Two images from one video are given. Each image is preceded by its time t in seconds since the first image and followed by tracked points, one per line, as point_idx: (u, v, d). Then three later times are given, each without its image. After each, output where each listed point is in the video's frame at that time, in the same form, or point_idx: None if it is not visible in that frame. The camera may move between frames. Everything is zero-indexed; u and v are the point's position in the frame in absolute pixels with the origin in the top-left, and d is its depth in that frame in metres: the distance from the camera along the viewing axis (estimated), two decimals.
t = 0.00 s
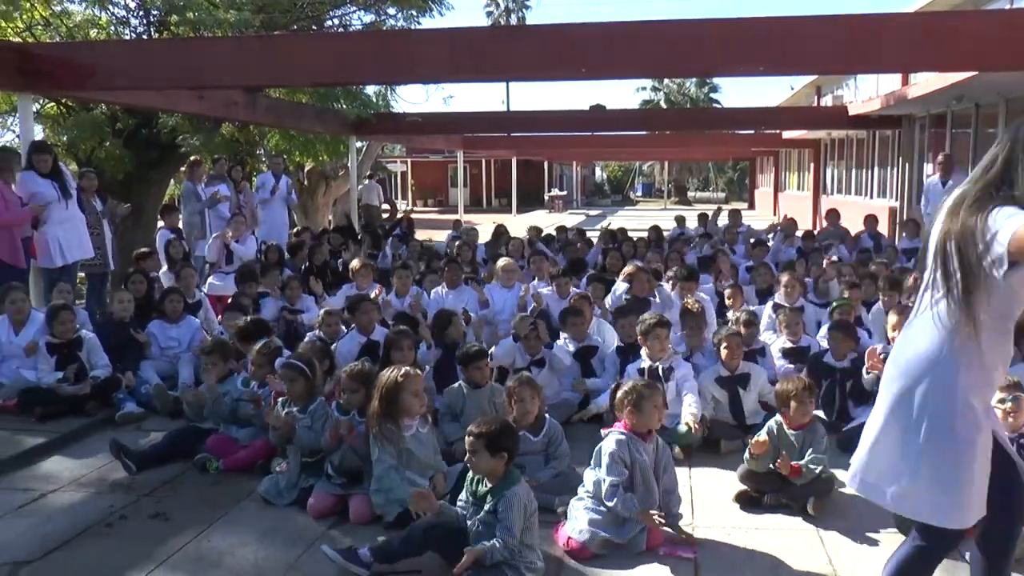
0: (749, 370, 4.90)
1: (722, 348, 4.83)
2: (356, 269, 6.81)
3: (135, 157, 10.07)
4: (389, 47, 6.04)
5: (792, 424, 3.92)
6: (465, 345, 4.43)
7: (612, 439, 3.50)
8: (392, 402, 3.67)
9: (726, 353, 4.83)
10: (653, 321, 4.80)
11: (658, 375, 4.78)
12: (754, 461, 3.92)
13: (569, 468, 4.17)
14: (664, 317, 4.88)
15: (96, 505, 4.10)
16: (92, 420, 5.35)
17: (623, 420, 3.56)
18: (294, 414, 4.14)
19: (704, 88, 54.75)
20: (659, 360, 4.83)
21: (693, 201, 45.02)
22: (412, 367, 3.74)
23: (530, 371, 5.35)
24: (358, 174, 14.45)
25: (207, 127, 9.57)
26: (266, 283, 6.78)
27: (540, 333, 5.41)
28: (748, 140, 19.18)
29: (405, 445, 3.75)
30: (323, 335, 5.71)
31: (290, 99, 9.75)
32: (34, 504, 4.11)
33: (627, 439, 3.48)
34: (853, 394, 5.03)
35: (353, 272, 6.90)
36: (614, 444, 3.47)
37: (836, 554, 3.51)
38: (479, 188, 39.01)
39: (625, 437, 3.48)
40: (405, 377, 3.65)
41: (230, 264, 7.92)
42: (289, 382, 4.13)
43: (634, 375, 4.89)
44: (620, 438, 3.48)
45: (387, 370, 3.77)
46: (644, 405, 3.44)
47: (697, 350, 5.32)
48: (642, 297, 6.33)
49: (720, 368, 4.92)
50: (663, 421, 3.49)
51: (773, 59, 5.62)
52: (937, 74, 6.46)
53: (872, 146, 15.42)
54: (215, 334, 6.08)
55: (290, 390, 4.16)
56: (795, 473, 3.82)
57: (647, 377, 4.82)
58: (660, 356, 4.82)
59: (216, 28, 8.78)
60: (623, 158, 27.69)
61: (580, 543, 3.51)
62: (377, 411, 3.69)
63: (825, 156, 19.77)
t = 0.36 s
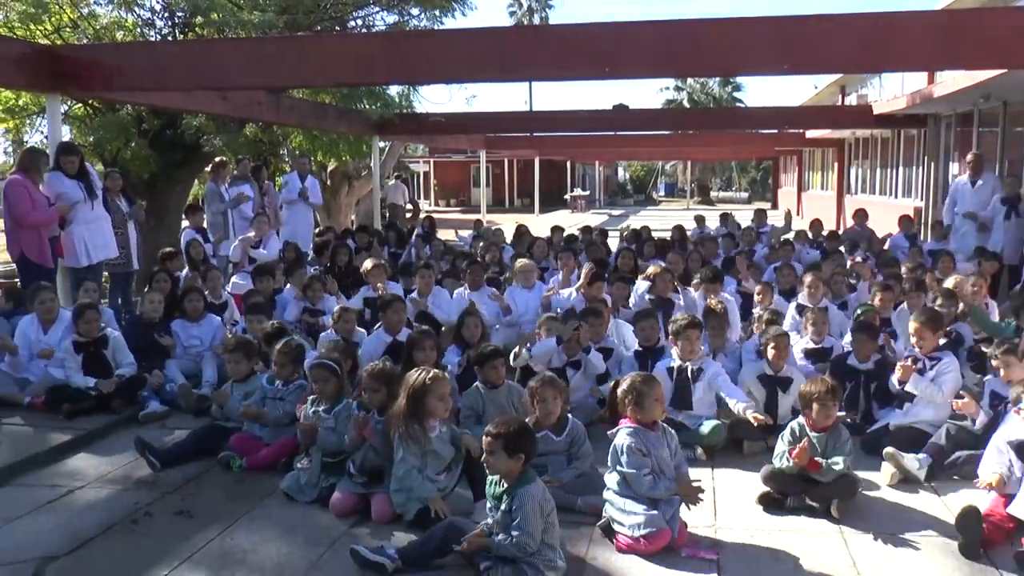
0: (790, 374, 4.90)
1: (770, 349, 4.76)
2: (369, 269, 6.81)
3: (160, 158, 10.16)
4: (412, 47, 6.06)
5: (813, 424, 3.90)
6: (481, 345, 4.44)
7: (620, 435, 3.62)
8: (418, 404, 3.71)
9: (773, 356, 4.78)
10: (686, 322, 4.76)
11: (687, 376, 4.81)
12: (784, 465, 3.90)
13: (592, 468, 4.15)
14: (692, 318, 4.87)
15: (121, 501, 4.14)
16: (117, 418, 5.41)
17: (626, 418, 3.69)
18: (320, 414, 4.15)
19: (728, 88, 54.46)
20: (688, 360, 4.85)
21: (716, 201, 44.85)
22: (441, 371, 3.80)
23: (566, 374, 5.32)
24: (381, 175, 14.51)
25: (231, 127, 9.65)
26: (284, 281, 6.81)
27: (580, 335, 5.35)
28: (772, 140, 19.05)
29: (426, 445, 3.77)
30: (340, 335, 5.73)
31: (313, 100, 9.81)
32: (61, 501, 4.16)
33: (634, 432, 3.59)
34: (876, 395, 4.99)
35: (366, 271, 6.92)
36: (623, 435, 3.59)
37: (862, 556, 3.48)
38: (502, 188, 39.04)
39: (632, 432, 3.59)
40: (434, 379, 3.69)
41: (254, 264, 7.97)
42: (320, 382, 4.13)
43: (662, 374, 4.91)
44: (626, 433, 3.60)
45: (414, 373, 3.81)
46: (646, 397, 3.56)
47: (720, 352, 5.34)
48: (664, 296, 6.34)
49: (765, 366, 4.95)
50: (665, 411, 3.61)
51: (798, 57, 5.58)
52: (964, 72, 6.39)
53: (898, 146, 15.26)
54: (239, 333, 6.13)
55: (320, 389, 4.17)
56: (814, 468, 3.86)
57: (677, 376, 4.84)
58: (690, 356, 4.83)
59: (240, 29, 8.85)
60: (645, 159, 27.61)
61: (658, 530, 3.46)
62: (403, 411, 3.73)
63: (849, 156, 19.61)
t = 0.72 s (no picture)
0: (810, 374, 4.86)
1: (789, 349, 4.76)
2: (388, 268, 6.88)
3: (177, 158, 10.23)
4: (427, 47, 6.07)
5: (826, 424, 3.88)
6: (501, 344, 4.44)
7: (628, 439, 3.59)
8: (435, 408, 3.69)
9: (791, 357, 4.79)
10: (721, 326, 4.76)
11: (721, 379, 4.84)
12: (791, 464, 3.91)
13: (606, 468, 4.15)
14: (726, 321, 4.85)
15: (137, 499, 4.18)
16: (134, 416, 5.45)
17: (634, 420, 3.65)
18: (335, 411, 4.18)
19: (744, 87, 54.25)
20: (723, 364, 4.85)
21: (732, 201, 44.72)
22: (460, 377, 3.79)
23: (579, 375, 5.27)
24: (395, 175, 14.54)
25: (247, 127, 9.70)
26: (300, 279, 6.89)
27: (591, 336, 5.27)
28: (788, 139, 18.96)
29: (439, 448, 3.79)
30: (354, 334, 5.74)
31: (329, 100, 9.85)
32: (78, 498, 4.20)
33: (641, 435, 3.56)
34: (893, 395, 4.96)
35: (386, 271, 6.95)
36: (629, 439, 3.57)
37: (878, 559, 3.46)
38: (517, 187, 39.04)
39: (640, 435, 3.56)
40: (453, 385, 3.69)
41: (269, 264, 8.02)
42: (339, 381, 4.19)
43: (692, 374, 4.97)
44: (633, 436, 3.57)
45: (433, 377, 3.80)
46: (651, 400, 3.51)
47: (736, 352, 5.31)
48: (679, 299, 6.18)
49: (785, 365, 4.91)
50: (672, 412, 3.57)
51: (814, 57, 5.55)
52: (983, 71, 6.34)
53: (914, 145, 15.17)
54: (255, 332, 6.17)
55: (338, 388, 4.22)
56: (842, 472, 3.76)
57: (708, 378, 4.88)
58: (724, 359, 4.84)
59: (256, 29, 8.89)
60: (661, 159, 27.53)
61: (672, 530, 3.45)
62: (418, 414, 3.71)
63: (866, 155, 19.50)
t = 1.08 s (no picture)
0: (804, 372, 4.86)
1: (783, 349, 4.81)
2: (409, 267, 6.92)
3: (190, 157, 10.28)
4: (439, 48, 6.08)
5: (836, 423, 3.87)
6: (518, 343, 4.43)
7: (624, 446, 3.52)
8: (449, 409, 3.70)
9: (785, 354, 4.82)
10: (729, 325, 4.73)
11: (727, 378, 4.81)
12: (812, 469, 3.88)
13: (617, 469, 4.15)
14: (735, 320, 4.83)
15: (150, 497, 4.20)
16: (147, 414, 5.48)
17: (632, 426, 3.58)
18: (346, 408, 4.18)
19: (756, 86, 54.07)
20: (729, 363, 4.81)
21: (744, 201, 44.60)
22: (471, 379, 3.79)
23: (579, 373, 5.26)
24: (407, 175, 14.57)
25: (260, 127, 9.74)
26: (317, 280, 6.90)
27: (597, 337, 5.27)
28: (800, 139, 18.91)
29: (447, 451, 3.77)
30: (372, 330, 5.76)
31: (341, 100, 9.88)
32: (92, 496, 4.22)
33: (638, 442, 3.49)
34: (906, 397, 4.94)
35: (406, 270, 6.97)
36: (627, 443, 3.51)
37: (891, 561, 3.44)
38: (529, 187, 39.04)
39: (637, 442, 3.49)
40: (468, 388, 3.70)
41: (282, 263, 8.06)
42: (353, 380, 4.19)
43: (699, 374, 4.94)
44: (630, 443, 3.50)
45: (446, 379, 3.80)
46: (654, 402, 3.50)
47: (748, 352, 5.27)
48: (691, 299, 6.14)
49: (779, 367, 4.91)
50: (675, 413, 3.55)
51: (826, 57, 5.53)
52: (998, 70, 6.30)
53: (928, 144, 15.08)
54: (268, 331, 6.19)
55: (351, 387, 4.21)
56: (842, 471, 3.79)
57: (716, 378, 4.84)
58: (732, 358, 4.80)
59: (269, 29, 8.92)
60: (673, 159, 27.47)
61: (672, 543, 3.43)
62: (432, 415, 3.72)
63: (878, 155, 19.41)
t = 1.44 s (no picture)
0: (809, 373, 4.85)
1: (787, 349, 4.80)
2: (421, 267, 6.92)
3: (204, 157, 10.33)
4: (452, 48, 6.08)
5: (848, 425, 3.83)
6: (529, 342, 4.44)
7: (632, 448, 3.52)
8: (463, 415, 3.57)
9: (790, 353, 4.79)
10: (725, 324, 4.69)
11: (722, 374, 4.79)
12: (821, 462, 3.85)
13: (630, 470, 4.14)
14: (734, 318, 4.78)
15: (164, 495, 4.22)
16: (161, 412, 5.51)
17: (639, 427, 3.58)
18: (360, 407, 4.16)
19: (769, 86, 53.88)
20: (724, 360, 4.80)
21: (757, 201, 44.47)
22: (486, 385, 3.64)
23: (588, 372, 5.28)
24: (420, 175, 14.60)
25: (273, 127, 9.77)
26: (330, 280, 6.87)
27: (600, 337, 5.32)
28: (813, 139, 18.84)
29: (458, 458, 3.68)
30: (382, 331, 5.78)
31: (353, 100, 9.90)
32: (106, 493, 4.25)
33: (645, 443, 3.50)
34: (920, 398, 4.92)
35: (417, 270, 6.98)
36: (633, 445, 3.51)
37: (908, 563, 3.42)
38: (541, 187, 39.04)
39: (644, 443, 3.50)
40: (481, 394, 3.55)
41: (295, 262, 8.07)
42: (366, 380, 4.18)
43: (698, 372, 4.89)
44: (637, 445, 3.51)
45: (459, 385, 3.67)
46: (661, 402, 3.47)
47: (761, 353, 5.21)
48: (703, 300, 6.15)
49: (783, 368, 4.88)
50: (684, 414, 3.52)
51: (841, 55, 5.51)
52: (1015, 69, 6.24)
53: (942, 144, 15.00)
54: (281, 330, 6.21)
55: (364, 386, 4.20)
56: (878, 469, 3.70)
57: (713, 376, 4.82)
58: (728, 356, 4.79)
59: (281, 30, 8.94)
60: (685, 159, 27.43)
61: (684, 544, 3.42)
62: (444, 418, 3.61)
63: (892, 154, 19.30)
